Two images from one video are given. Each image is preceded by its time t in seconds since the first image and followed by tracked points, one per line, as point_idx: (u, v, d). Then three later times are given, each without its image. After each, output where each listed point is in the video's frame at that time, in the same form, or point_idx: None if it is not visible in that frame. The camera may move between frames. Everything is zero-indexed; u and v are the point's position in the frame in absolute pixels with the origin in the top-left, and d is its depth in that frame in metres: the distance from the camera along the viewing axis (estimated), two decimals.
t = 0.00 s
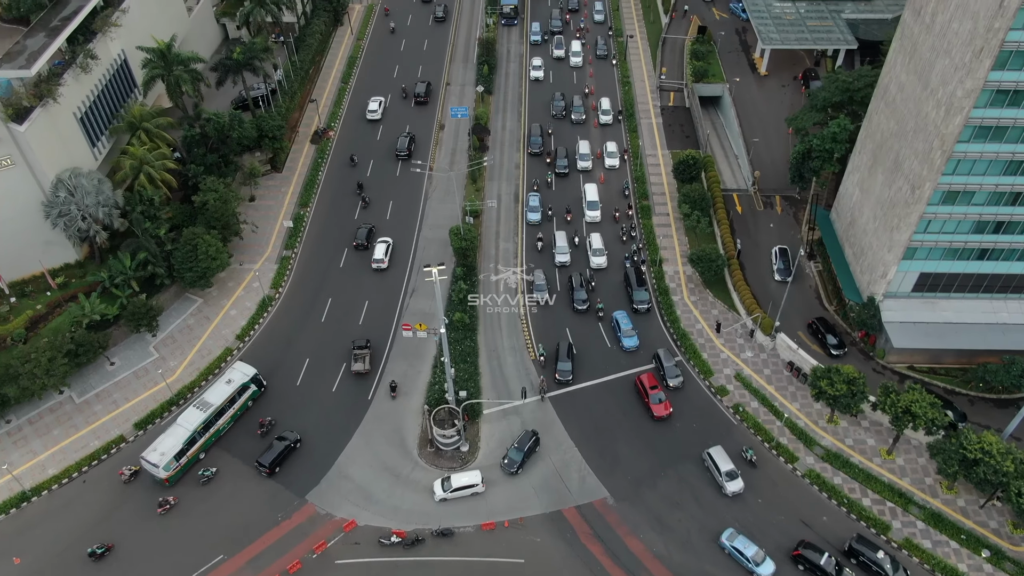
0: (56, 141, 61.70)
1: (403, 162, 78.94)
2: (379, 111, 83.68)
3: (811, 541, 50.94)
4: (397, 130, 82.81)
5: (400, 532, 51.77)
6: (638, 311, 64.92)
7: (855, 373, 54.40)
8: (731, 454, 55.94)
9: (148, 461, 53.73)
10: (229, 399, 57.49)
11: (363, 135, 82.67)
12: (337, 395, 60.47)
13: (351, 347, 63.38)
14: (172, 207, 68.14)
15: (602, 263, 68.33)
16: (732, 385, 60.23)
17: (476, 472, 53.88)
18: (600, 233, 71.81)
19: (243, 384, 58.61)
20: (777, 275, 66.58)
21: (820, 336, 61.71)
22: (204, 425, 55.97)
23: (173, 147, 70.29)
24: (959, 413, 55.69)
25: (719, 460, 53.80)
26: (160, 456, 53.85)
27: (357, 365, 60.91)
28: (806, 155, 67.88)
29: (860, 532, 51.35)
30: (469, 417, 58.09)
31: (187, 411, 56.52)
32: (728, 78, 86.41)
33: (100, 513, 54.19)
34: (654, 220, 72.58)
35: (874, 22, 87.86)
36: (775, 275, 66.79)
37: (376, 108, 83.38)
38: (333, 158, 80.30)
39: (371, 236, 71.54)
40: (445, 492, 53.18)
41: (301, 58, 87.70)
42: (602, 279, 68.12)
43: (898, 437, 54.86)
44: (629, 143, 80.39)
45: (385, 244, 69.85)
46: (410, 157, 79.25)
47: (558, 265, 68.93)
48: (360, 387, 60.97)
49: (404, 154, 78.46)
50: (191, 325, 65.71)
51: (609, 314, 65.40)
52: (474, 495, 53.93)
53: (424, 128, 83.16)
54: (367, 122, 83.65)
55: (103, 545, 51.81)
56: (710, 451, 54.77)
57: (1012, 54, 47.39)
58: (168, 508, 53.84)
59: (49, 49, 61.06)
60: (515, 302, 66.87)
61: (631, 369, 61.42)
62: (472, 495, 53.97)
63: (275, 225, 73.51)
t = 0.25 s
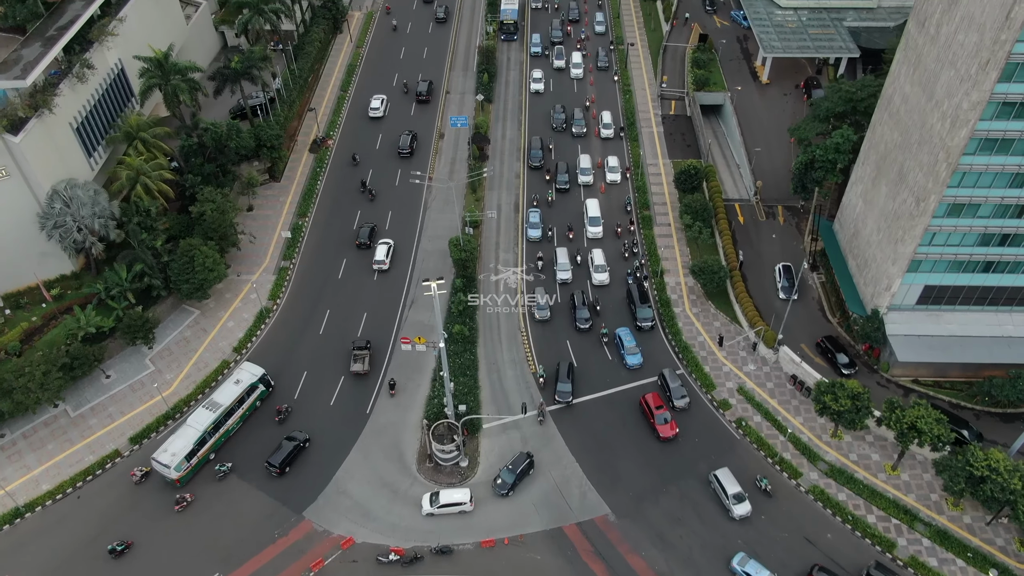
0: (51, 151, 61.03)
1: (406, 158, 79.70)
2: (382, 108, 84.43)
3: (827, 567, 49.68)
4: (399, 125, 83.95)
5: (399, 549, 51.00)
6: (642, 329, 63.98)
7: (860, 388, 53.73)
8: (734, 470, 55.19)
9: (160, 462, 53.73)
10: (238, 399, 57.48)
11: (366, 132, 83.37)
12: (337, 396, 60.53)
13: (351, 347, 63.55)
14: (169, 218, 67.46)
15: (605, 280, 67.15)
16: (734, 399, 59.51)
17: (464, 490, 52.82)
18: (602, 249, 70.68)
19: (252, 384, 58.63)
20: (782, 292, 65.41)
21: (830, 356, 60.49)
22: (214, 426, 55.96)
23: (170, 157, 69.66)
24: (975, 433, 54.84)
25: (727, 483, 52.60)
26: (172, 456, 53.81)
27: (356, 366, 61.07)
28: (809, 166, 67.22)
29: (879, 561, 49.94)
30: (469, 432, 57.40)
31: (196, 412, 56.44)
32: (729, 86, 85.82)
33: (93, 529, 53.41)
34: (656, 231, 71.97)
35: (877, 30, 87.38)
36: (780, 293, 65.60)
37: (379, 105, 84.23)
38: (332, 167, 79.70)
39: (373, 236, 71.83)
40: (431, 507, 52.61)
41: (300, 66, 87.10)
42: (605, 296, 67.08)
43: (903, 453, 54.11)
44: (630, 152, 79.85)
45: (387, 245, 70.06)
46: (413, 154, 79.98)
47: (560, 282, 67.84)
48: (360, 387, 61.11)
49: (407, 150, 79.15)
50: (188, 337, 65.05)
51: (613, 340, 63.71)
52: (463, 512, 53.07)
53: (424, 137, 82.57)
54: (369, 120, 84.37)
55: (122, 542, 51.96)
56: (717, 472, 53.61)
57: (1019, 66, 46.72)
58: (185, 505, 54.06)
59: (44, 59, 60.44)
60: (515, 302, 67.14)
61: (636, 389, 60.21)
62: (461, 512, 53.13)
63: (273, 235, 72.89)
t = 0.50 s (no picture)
0: (47, 164, 60.38)
1: (408, 157, 80.43)
2: (384, 108, 85.13)
3: None
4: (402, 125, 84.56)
5: (397, 569, 50.19)
6: (646, 348, 62.81)
7: (864, 404, 53.03)
8: (737, 487, 54.40)
9: (170, 464, 53.68)
10: (247, 400, 57.52)
11: (369, 131, 84.19)
12: (338, 398, 60.70)
13: (352, 347, 63.85)
14: (166, 230, 66.79)
15: (607, 298, 65.94)
16: (737, 415, 58.75)
17: (453, 509, 52.11)
18: (604, 267, 69.58)
19: (259, 385, 58.59)
20: (787, 312, 64.15)
21: (840, 377, 59.33)
22: (224, 427, 55.94)
23: (167, 168, 69.03)
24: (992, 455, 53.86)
25: (734, 507, 51.41)
26: (183, 458, 53.70)
27: (356, 367, 61.30)
28: (812, 177, 66.56)
29: None
30: (468, 448, 56.65)
31: (205, 414, 56.33)
32: (731, 96, 85.28)
33: (87, 548, 52.57)
34: (657, 243, 71.37)
35: (878, 40, 86.99)
36: (784, 313, 64.43)
37: (381, 104, 85.00)
38: (331, 177, 79.16)
39: (375, 236, 72.23)
40: (419, 522, 52.02)
41: (298, 75, 86.56)
42: (607, 314, 65.82)
43: (909, 470, 53.34)
44: (631, 163, 79.34)
45: (388, 248, 70.26)
46: (415, 153, 80.76)
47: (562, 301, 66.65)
48: (362, 388, 61.34)
49: (410, 149, 79.99)
50: (184, 351, 64.35)
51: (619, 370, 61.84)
52: (451, 531, 52.27)
53: (423, 148, 82.03)
54: (371, 119, 85.16)
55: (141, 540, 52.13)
56: (724, 495, 52.45)
57: None
58: (202, 503, 54.25)
59: (40, 71, 59.86)
60: (515, 302, 67.44)
61: (642, 409, 59.20)
62: (449, 531, 52.32)
63: (271, 247, 72.27)
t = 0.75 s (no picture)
0: (42, 177, 59.71)
1: (410, 156, 81.29)
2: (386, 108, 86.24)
3: None
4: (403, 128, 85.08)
5: None
6: (651, 371, 61.53)
7: (870, 422, 52.29)
8: (741, 506, 53.58)
9: (181, 467, 53.67)
10: (254, 402, 57.69)
11: (371, 131, 85.07)
12: (340, 399, 60.88)
13: (353, 349, 64.06)
14: (163, 243, 66.10)
15: (610, 318, 64.88)
16: (741, 431, 57.95)
17: (443, 529, 51.32)
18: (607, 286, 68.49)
19: (266, 387, 58.87)
20: (793, 334, 62.92)
21: (851, 400, 58.11)
22: (233, 429, 56.02)
23: (164, 180, 68.41)
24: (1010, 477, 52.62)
25: (742, 533, 50.40)
26: (193, 461, 53.71)
27: (357, 369, 61.54)
28: (815, 190, 65.87)
29: None
30: (468, 466, 55.86)
31: (213, 417, 56.47)
32: (732, 107, 84.72)
33: (81, 568, 51.73)
34: (659, 256, 70.75)
35: (880, 50, 86.56)
36: (789, 334, 63.24)
37: (383, 104, 85.88)
38: (330, 189, 78.57)
39: (378, 237, 72.56)
40: (407, 538, 51.48)
41: (297, 86, 86.01)
42: (610, 335, 64.68)
43: (915, 489, 52.55)
44: (633, 174, 78.81)
45: (389, 252, 70.33)
46: (417, 152, 81.73)
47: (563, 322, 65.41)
48: (363, 389, 61.52)
49: (412, 149, 80.78)
50: (181, 366, 63.63)
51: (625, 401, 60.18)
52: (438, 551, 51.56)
53: (423, 159, 81.45)
54: (374, 118, 86.12)
55: (160, 539, 52.44)
56: (731, 522, 51.41)
57: None
58: (218, 501, 54.46)
59: (36, 83, 59.30)
60: (515, 302, 67.88)
61: (647, 431, 58.12)
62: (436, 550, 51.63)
63: (269, 260, 71.63)
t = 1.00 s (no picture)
0: (37, 193, 59.08)
1: (412, 159, 82.19)
2: (388, 110, 87.21)
3: None
4: (404, 130, 86.18)
5: None
6: (657, 397, 60.20)
7: (875, 443, 51.52)
8: (744, 528, 52.70)
9: (191, 472, 53.87)
10: (262, 406, 57.88)
11: (375, 133, 86.07)
12: (342, 403, 61.15)
13: (354, 353, 64.30)
14: (159, 258, 65.37)
15: (612, 340, 63.78)
16: (744, 451, 57.14)
17: (433, 549, 50.50)
18: (609, 308, 67.40)
19: (273, 391, 59.06)
20: (800, 357, 61.57)
21: (865, 425, 57.01)
22: (241, 434, 56.16)
23: (161, 195, 67.76)
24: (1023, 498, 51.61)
25: (749, 562, 49.28)
26: (202, 466, 53.98)
27: (358, 373, 61.86)
28: (818, 206, 65.18)
29: None
30: (467, 486, 55.04)
31: (222, 422, 56.66)
32: (734, 120, 84.24)
33: None
34: (660, 271, 70.10)
35: (882, 63, 86.16)
36: (795, 358, 61.83)
37: (385, 108, 86.93)
38: (328, 203, 78.00)
39: (379, 241, 72.90)
40: (395, 555, 50.76)
41: (296, 99, 85.46)
42: (612, 358, 63.59)
43: (921, 510, 51.70)
44: (634, 189, 78.33)
45: (389, 257, 70.37)
46: (419, 155, 82.63)
47: (565, 345, 64.14)
48: (363, 393, 61.77)
49: (414, 151, 81.66)
50: (177, 383, 62.86)
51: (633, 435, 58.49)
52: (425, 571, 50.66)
53: (422, 173, 80.91)
54: (377, 121, 87.09)
55: (178, 539, 52.61)
56: (739, 550, 50.24)
57: None
58: (234, 501, 54.74)
59: (31, 98, 58.67)
60: (515, 301, 68.50)
61: (654, 456, 56.97)
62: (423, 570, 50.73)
63: (267, 275, 70.95)
